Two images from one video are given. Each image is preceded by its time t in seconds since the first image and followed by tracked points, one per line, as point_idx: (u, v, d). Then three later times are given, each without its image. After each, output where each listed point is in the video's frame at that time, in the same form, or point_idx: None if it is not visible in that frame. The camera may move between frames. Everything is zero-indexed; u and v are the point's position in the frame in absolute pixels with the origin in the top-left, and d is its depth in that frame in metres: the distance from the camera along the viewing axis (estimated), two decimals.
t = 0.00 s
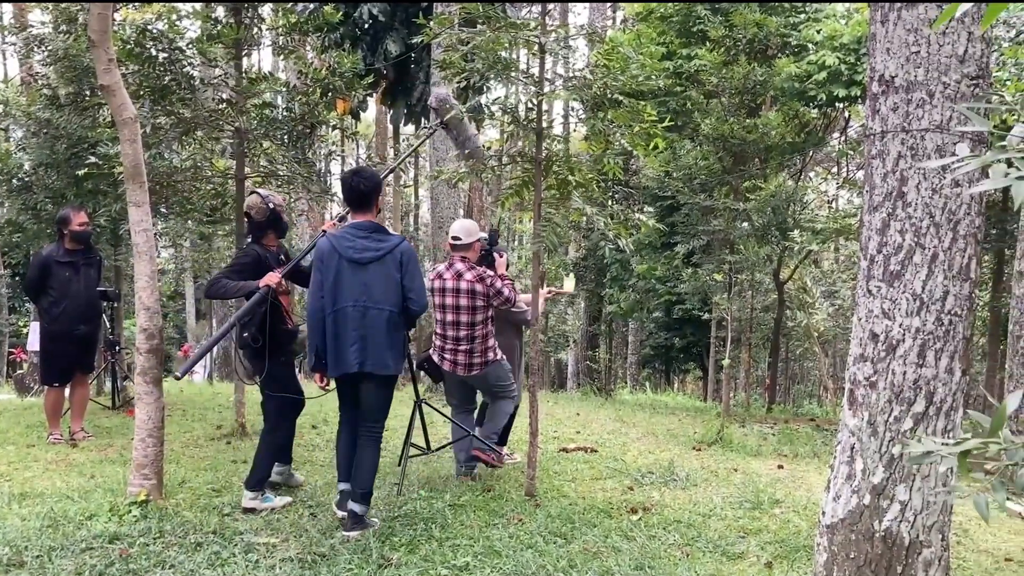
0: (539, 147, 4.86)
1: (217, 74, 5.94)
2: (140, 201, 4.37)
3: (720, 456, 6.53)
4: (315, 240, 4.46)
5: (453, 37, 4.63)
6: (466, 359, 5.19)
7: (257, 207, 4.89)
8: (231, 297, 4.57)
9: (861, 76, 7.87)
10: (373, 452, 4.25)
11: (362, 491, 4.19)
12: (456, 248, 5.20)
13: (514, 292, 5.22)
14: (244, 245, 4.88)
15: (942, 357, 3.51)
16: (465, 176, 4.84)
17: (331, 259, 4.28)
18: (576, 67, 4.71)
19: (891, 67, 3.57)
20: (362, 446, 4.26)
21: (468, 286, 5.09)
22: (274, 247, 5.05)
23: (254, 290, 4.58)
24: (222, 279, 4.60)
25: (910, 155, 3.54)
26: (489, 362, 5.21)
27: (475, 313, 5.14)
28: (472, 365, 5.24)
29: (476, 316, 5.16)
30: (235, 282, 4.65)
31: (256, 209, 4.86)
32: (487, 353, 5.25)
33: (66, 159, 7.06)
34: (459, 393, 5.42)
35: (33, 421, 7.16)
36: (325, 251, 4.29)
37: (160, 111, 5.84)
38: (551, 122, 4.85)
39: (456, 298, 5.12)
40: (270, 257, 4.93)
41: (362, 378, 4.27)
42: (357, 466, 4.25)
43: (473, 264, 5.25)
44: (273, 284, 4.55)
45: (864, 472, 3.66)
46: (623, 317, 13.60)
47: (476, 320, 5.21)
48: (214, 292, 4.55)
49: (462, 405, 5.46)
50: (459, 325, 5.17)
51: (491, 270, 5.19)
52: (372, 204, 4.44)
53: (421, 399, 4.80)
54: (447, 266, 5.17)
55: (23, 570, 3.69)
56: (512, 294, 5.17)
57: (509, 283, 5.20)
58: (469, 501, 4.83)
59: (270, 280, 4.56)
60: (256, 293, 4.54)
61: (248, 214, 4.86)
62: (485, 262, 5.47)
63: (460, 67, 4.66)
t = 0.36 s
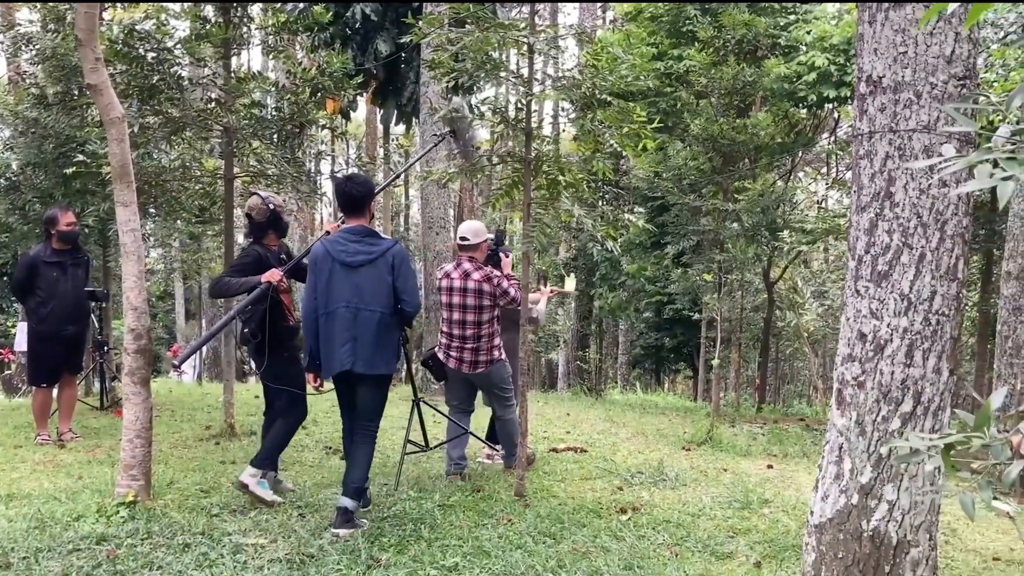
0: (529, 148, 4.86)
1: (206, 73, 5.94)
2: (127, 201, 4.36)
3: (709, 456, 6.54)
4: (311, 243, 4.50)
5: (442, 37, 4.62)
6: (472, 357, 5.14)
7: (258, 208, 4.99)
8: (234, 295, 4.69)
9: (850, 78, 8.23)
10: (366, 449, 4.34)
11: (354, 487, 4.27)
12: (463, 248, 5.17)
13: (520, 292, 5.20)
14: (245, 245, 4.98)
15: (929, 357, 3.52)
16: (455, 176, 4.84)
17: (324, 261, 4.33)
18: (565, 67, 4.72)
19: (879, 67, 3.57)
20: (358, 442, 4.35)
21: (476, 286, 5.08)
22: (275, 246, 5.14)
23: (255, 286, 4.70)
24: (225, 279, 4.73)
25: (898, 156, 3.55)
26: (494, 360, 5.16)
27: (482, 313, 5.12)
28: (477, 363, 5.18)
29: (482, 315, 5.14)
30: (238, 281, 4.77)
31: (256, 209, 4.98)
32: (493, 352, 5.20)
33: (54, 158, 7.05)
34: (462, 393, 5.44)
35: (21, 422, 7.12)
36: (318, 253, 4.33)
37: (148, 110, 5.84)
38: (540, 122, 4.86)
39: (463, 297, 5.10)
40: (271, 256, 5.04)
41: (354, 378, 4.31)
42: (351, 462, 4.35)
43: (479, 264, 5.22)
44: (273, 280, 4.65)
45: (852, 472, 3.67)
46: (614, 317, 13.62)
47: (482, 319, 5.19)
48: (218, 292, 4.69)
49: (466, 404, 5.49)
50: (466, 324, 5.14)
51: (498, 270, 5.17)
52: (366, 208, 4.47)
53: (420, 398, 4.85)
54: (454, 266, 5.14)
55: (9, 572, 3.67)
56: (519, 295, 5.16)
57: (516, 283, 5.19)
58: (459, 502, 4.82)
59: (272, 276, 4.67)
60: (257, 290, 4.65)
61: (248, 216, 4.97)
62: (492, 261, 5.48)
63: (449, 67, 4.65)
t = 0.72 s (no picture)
0: (520, 147, 4.86)
1: (196, 71, 5.91)
2: (115, 200, 4.34)
3: (700, 455, 6.56)
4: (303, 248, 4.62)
5: (433, 36, 4.61)
6: (492, 354, 5.24)
7: (257, 207, 5.06)
8: (230, 292, 4.77)
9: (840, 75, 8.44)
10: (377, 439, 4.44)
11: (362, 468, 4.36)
12: (478, 249, 5.30)
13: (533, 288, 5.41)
14: (243, 244, 5.05)
15: (918, 356, 3.53)
16: (446, 175, 4.83)
17: (314, 266, 4.44)
18: (556, 67, 4.72)
19: (867, 67, 3.58)
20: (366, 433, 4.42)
21: (492, 285, 5.23)
22: (274, 246, 5.21)
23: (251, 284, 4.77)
24: (222, 275, 4.81)
25: (887, 155, 3.55)
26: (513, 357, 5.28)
27: (500, 311, 5.25)
28: (496, 360, 5.28)
29: (499, 313, 5.26)
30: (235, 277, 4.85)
31: (256, 209, 5.04)
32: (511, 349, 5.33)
33: (43, 157, 7.03)
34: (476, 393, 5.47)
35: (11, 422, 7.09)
36: (309, 258, 4.45)
37: (138, 109, 5.86)
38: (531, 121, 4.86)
39: (481, 296, 5.24)
40: (269, 256, 5.10)
41: (347, 376, 4.43)
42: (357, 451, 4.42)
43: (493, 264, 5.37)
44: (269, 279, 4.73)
45: (842, 470, 3.67)
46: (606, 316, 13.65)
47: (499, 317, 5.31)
48: (214, 288, 4.77)
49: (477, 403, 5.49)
50: (483, 322, 5.25)
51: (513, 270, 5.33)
52: (354, 213, 4.56)
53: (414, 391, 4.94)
54: (470, 267, 5.28)
55: None
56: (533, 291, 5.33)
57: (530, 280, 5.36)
58: (450, 501, 4.81)
59: (267, 276, 4.74)
60: (253, 287, 4.73)
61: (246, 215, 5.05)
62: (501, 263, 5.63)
63: (439, 66, 4.65)
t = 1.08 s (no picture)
0: (512, 146, 4.85)
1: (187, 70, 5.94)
2: (106, 199, 4.32)
3: (692, 454, 6.56)
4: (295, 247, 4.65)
5: (424, 35, 4.59)
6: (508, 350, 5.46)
7: (264, 215, 5.13)
8: (240, 299, 4.85)
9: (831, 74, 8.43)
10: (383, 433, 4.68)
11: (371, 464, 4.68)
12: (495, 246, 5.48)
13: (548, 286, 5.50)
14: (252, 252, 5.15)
15: (909, 355, 3.53)
16: (437, 174, 4.82)
17: (309, 264, 4.48)
18: (548, 66, 4.71)
19: (859, 67, 3.58)
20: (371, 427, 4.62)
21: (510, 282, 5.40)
22: (283, 253, 5.26)
23: (258, 291, 4.86)
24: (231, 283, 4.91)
25: (878, 155, 3.55)
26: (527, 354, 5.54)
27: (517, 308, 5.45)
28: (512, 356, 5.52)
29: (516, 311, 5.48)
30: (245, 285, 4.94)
31: (262, 218, 5.14)
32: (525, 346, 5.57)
33: (32, 155, 7.01)
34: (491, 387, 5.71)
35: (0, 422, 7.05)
36: (304, 256, 4.48)
37: (129, 108, 5.79)
38: (522, 121, 4.85)
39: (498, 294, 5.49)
40: (277, 264, 5.15)
41: (343, 372, 4.49)
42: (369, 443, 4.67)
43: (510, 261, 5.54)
44: (275, 286, 4.79)
45: (832, 469, 3.68)
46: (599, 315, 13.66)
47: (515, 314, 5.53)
48: (224, 296, 4.86)
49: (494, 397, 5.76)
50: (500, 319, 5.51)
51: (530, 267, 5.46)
52: (348, 213, 4.66)
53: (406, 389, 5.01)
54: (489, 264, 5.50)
55: None
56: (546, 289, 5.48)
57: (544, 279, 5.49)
58: (442, 501, 4.80)
59: (274, 282, 4.80)
60: (260, 294, 4.81)
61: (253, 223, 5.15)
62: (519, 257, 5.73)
63: (431, 65, 4.64)
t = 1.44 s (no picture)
0: (504, 146, 4.84)
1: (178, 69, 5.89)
2: (96, 199, 4.31)
3: (685, 453, 6.57)
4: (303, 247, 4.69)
5: (417, 34, 4.57)
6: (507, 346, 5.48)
7: (269, 214, 5.27)
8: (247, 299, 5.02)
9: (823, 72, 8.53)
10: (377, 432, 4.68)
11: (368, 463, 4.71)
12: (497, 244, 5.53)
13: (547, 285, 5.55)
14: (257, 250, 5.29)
15: (900, 354, 3.54)
16: (430, 174, 4.82)
17: (317, 264, 4.51)
18: (541, 65, 4.71)
19: (851, 67, 3.58)
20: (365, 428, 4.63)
21: (511, 280, 5.44)
22: (288, 250, 5.41)
23: (264, 292, 5.00)
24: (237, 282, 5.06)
25: (869, 155, 3.56)
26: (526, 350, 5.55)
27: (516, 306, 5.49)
28: (511, 353, 5.54)
29: (516, 308, 5.51)
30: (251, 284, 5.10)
31: (268, 217, 5.27)
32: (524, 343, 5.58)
33: (23, 154, 6.98)
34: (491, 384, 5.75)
35: None
36: (313, 256, 4.52)
37: (120, 106, 5.77)
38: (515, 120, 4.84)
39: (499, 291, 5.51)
40: (281, 261, 5.31)
41: (346, 372, 4.51)
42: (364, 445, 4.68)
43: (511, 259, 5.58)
44: (282, 291, 4.93)
45: (824, 468, 3.69)
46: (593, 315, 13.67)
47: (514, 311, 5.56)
48: (231, 295, 5.03)
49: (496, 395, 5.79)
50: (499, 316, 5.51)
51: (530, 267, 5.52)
52: (357, 215, 4.69)
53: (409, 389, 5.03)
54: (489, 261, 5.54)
55: None
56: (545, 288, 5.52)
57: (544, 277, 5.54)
58: (434, 500, 4.79)
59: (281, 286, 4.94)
60: (267, 297, 4.97)
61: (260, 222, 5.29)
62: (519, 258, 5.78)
63: (423, 64, 4.64)
